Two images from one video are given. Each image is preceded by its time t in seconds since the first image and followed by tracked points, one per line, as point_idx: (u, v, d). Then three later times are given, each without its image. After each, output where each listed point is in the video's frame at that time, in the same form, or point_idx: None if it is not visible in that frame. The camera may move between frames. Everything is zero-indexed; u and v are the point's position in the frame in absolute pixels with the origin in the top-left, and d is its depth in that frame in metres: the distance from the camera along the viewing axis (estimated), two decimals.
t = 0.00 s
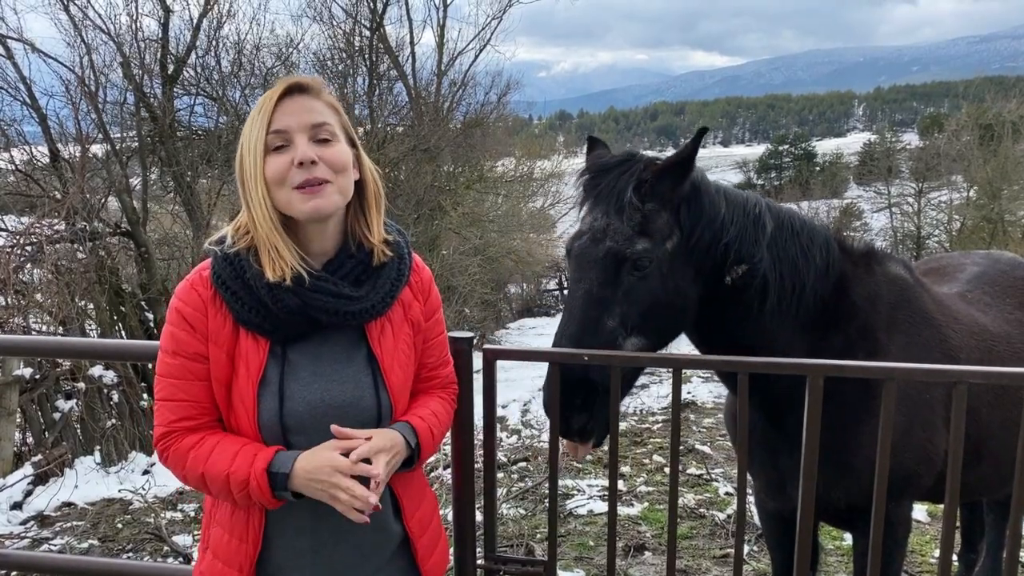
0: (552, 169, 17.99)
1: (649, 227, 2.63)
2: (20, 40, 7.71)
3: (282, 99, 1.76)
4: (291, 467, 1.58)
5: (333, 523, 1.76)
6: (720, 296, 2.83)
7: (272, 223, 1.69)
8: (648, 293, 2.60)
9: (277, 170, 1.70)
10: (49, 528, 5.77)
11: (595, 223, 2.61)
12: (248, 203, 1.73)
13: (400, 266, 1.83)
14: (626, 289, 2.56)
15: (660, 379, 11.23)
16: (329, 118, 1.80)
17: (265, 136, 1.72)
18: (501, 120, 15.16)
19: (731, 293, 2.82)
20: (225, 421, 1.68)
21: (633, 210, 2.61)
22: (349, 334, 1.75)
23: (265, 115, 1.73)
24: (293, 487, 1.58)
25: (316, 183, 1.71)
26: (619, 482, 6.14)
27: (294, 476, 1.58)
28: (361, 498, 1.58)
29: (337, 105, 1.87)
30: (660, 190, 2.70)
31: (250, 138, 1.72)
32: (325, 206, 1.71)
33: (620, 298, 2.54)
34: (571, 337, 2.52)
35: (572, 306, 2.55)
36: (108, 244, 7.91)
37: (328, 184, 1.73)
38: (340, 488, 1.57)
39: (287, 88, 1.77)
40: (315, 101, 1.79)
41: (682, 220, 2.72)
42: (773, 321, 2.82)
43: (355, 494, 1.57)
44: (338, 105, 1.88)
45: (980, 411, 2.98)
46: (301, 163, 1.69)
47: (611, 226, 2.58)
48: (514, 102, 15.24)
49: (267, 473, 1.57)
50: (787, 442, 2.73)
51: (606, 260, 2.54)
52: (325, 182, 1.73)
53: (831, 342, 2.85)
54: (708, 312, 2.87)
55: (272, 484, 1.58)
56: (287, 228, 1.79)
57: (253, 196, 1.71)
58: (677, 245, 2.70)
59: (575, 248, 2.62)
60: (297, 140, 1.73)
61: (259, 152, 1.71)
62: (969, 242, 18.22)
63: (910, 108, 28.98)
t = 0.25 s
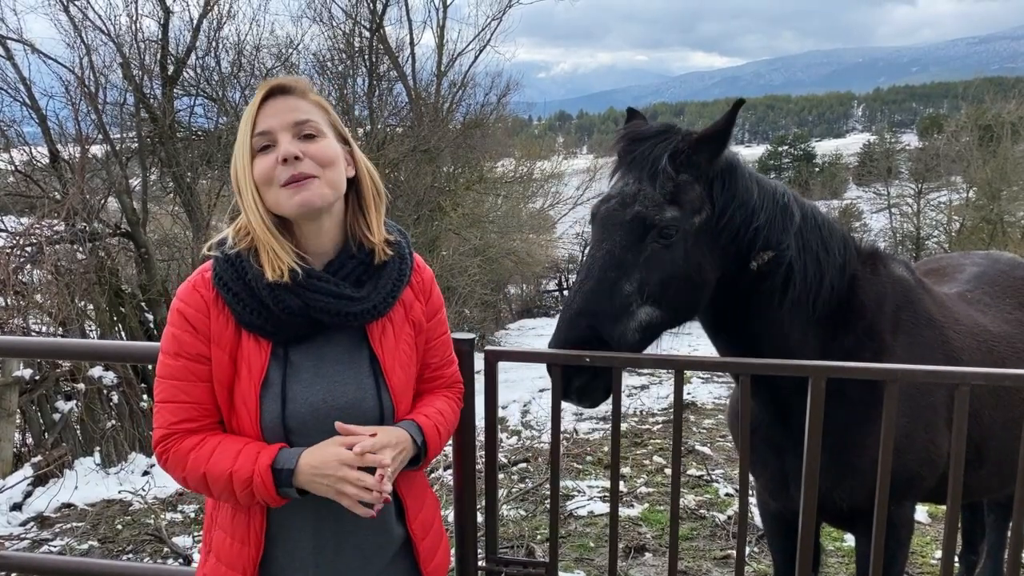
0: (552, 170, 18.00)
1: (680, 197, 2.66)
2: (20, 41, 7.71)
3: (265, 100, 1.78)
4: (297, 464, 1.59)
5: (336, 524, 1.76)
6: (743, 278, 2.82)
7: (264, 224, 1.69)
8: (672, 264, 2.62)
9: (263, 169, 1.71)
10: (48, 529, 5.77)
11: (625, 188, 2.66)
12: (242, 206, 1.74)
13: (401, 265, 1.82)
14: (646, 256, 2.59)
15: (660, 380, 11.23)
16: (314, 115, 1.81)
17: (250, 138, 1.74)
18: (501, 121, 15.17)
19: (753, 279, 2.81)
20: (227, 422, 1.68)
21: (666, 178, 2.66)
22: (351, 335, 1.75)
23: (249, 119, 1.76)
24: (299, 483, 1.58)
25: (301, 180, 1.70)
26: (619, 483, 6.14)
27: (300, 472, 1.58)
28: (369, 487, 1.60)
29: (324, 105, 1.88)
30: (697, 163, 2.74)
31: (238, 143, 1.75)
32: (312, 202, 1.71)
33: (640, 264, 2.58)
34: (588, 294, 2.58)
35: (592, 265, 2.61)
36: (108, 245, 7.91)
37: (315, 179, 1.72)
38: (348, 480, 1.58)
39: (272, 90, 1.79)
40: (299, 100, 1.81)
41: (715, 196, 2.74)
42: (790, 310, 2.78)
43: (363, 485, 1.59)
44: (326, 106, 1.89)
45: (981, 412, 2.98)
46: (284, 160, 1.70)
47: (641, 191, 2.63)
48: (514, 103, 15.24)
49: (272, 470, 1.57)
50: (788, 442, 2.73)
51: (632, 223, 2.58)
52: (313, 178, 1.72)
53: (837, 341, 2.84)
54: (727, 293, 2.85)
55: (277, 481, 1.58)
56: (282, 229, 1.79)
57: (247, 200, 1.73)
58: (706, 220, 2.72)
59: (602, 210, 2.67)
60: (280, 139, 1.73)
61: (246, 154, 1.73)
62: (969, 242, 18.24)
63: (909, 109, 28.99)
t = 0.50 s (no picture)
0: (552, 171, 18.00)
1: (729, 149, 2.64)
2: (20, 42, 7.71)
3: (271, 99, 1.78)
4: (296, 459, 1.58)
5: (337, 526, 1.76)
6: (770, 257, 2.75)
7: (265, 226, 1.69)
8: (711, 214, 2.60)
9: (266, 170, 1.71)
10: (48, 530, 5.76)
11: (672, 136, 2.65)
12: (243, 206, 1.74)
13: (400, 266, 1.82)
14: (687, 200, 2.58)
15: (660, 382, 11.23)
16: (319, 117, 1.80)
17: (254, 136, 1.74)
18: (500, 122, 15.17)
19: (782, 254, 2.73)
20: (227, 424, 1.67)
21: (716, 130, 2.63)
22: (351, 336, 1.75)
23: (253, 117, 1.75)
24: (299, 480, 1.57)
25: (306, 182, 1.70)
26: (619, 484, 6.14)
27: (299, 469, 1.57)
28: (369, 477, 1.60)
29: (329, 107, 1.87)
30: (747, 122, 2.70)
31: (242, 141, 1.75)
32: (314, 205, 1.70)
33: (679, 208, 2.57)
34: (623, 227, 2.56)
35: (631, 199, 2.60)
36: (107, 246, 7.90)
37: (317, 182, 1.71)
38: (347, 471, 1.57)
39: (280, 88, 1.79)
40: (306, 101, 1.80)
41: (760, 158, 2.69)
42: (806, 301, 2.72)
43: (361, 475, 1.59)
44: (331, 108, 1.88)
45: (983, 415, 2.97)
46: (288, 161, 1.69)
47: (689, 139, 2.61)
48: (513, 104, 15.24)
49: (271, 465, 1.57)
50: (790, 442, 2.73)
51: (678, 165, 2.57)
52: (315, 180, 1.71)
53: (848, 340, 2.78)
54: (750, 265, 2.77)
55: (276, 477, 1.57)
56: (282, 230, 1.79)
57: (248, 200, 1.72)
58: (747, 179, 2.69)
59: (646, 153, 2.66)
60: (285, 139, 1.73)
61: (249, 152, 1.73)
62: (968, 243, 18.25)
63: (909, 110, 29.01)
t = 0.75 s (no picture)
0: (551, 172, 18.00)
1: (762, 141, 2.60)
2: (20, 43, 7.72)
3: (282, 98, 1.78)
4: (284, 440, 1.56)
5: (338, 528, 1.75)
6: (789, 253, 2.72)
7: (271, 226, 1.69)
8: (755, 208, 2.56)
9: (276, 168, 1.70)
10: (48, 531, 5.76)
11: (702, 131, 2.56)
12: (247, 205, 1.73)
13: (401, 268, 1.82)
14: (734, 194, 2.50)
15: (660, 383, 11.23)
16: (330, 117, 1.80)
17: (264, 135, 1.73)
18: (500, 123, 15.17)
19: (803, 250, 2.70)
20: (228, 425, 1.67)
21: (746, 124, 2.59)
22: (351, 338, 1.75)
23: (263, 115, 1.74)
24: (290, 458, 1.55)
25: (316, 183, 1.71)
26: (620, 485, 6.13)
27: (290, 443, 1.55)
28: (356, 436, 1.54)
29: (338, 109, 1.88)
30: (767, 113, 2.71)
31: (248, 139, 1.74)
32: (324, 205, 1.71)
33: (728, 201, 2.48)
34: (682, 224, 2.40)
35: (681, 197, 2.45)
36: (107, 247, 7.89)
37: (327, 183, 1.72)
38: (336, 431, 1.53)
39: (289, 87, 1.78)
40: (316, 101, 1.80)
41: (784, 150, 2.69)
42: (814, 304, 2.68)
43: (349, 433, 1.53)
44: (339, 109, 1.89)
45: (983, 415, 2.97)
46: (299, 160, 1.69)
47: (724, 133, 2.54)
48: (513, 105, 15.25)
49: (263, 446, 1.56)
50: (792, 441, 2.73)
51: (721, 160, 2.50)
52: (324, 181, 1.72)
53: (854, 341, 2.76)
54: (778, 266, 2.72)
55: (268, 457, 1.55)
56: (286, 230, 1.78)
57: (253, 197, 1.71)
58: (775, 175, 2.64)
59: (679, 149, 2.55)
60: (297, 138, 1.73)
61: (257, 151, 1.72)
62: (967, 244, 18.30)
63: (908, 111, 29.03)
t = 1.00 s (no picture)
0: (551, 172, 17.99)
1: (791, 148, 2.47)
2: (20, 43, 7.72)
3: (293, 100, 1.77)
4: (260, 461, 1.52)
5: (341, 527, 1.75)
6: (809, 259, 2.68)
7: (275, 229, 1.68)
8: (788, 218, 2.43)
9: (283, 171, 1.69)
10: (48, 531, 5.76)
11: (730, 138, 2.40)
12: (253, 206, 1.73)
13: (405, 270, 1.82)
14: (770, 204, 2.35)
15: (660, 383, 11.24)
16: (340, 121, 1.79)
17: (273, 136, 1.72)
18: (500, 124, 15.17)
19: (820, 255, 2.67)
20: (229, 424, 1.66)
21: (775, 129, 2.45)
22: (354, 338, 1.75)
23: (272, 116, 1.73)
24: (264, 479, 1.51)
25: (322, 189, 1.70)
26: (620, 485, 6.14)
27: (264, 467, 1.51)
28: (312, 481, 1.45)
29: (349, 110, 1.88)
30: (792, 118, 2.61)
31: (256, 140, 1.73)
32: (329, 211, 1.70)
33: (765, 212, 2.32)
34: (724, 237, 2.20)
35: (719, 208, 2.27)
36: (108, 247, 7.89)
37: (333, 189, 1.72)
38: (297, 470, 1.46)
39: (299, 89, 1.78)
40: (327, 104, 1.79)
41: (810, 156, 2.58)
42: (827, 307, 2.67)
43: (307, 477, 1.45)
44: (350, 111, 1.89)
45: (983, 414, 2.97)
46: (306, 165, 1.68)
47: (755, 139, 2.38)
48: (513, 105, 15.27)
49: (240, 465, 1.52)
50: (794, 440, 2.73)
51: (757, 169, 2.34)
52: (329, 186, 1.71)
53: (859, 341, 2.75)
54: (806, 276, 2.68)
55: (244, 477, 1.53)
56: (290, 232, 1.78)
57: (259, 198, 1.71)
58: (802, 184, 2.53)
59: (708, 158, 2.38)
60: (305, 142, 1.72)
61: (265, 152, 1.71)
62: (967, 244, 18.33)
63: (908, 111, 29.05)
